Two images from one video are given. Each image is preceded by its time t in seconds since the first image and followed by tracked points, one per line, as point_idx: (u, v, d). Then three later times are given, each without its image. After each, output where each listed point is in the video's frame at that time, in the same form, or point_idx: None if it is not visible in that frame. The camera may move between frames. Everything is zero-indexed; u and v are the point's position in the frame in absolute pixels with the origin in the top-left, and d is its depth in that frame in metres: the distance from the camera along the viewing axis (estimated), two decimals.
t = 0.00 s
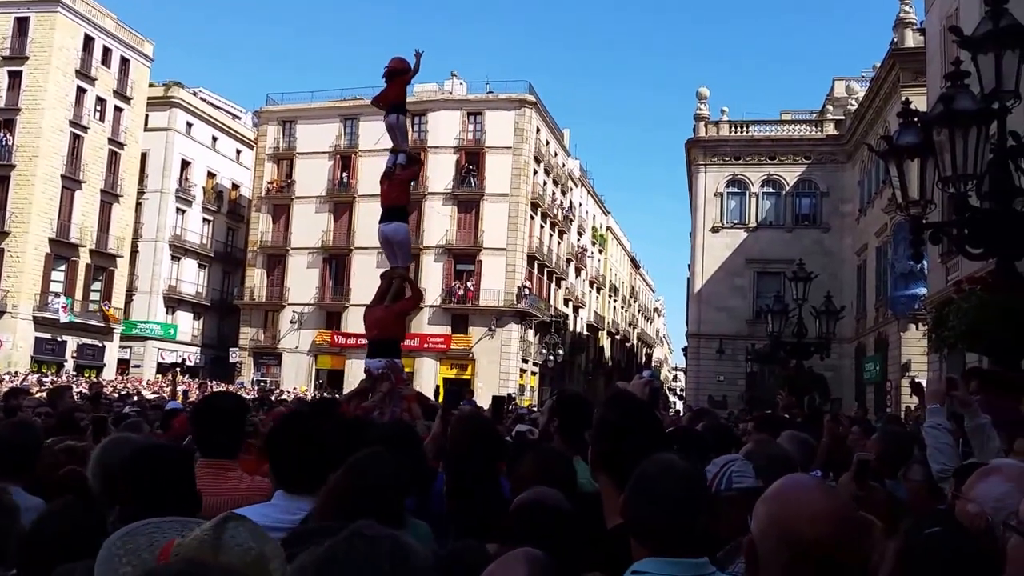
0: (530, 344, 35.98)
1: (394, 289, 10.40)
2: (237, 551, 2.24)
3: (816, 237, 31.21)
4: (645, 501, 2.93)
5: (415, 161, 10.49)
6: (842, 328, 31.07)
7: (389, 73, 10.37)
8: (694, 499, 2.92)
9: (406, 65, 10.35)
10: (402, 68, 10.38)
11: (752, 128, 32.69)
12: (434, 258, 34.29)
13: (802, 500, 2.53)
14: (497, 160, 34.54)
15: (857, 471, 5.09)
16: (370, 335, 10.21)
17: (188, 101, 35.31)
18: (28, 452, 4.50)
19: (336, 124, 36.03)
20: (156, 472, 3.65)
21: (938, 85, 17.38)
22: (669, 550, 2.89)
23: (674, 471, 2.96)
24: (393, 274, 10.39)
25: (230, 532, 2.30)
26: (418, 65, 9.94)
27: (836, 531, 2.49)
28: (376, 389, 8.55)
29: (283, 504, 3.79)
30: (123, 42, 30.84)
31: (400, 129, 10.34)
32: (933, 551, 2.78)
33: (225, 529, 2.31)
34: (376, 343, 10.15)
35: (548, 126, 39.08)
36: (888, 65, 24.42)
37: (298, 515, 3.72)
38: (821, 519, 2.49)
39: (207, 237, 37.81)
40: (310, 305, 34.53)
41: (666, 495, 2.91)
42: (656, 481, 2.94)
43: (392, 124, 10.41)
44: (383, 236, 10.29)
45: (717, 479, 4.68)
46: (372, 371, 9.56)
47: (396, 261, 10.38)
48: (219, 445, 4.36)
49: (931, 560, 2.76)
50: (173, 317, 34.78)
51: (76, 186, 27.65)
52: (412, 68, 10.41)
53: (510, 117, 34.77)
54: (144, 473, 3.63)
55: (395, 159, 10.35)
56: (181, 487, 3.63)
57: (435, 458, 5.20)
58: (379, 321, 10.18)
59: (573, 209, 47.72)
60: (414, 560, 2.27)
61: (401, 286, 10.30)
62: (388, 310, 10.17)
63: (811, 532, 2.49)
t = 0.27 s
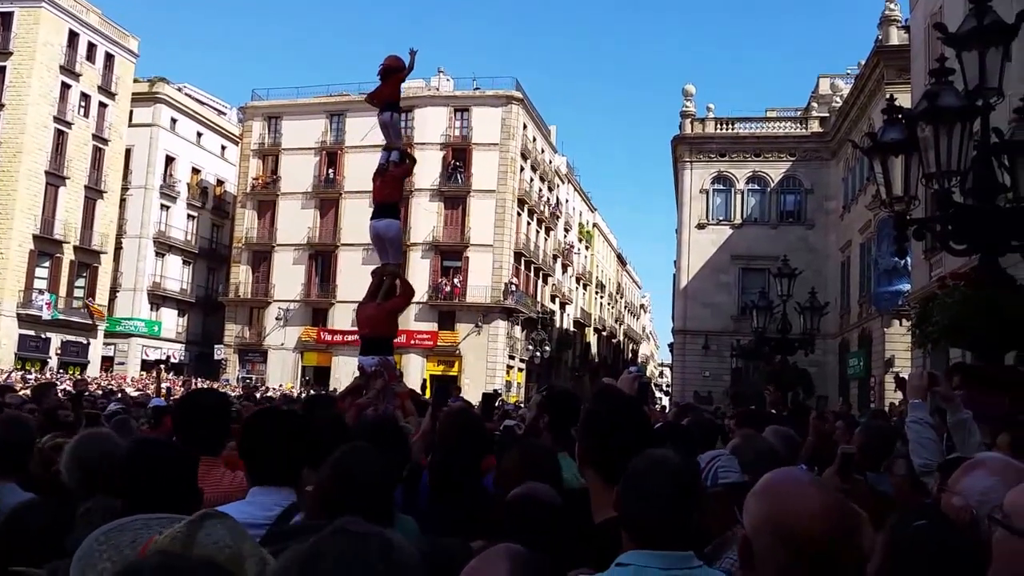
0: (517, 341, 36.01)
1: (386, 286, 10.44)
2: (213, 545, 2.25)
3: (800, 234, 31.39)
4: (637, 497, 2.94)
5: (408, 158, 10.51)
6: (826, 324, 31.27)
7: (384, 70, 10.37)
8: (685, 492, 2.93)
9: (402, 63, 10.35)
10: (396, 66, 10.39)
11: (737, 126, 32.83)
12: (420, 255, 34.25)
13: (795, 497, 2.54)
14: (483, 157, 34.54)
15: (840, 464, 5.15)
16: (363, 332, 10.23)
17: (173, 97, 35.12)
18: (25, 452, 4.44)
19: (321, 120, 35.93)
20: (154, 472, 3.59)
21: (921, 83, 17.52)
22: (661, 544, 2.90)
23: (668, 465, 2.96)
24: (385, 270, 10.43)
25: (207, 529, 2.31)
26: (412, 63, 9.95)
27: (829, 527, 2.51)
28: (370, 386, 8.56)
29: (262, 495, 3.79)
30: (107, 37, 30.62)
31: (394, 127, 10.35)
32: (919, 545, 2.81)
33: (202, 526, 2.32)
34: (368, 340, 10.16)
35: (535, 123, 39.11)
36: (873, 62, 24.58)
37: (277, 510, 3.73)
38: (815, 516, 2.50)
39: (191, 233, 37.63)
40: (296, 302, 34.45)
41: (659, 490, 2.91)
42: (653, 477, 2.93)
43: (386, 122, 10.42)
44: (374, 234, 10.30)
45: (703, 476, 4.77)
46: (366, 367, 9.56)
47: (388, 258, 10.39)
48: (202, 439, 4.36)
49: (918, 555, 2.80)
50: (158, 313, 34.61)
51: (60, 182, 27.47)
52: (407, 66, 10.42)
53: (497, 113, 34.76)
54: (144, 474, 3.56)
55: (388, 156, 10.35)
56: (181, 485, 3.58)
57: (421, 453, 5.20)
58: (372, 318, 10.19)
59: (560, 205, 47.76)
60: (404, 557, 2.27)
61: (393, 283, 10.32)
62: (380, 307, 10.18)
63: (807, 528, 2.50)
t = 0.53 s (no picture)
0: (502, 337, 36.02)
1: (377, 284, 10.42)
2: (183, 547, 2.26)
3: (783, 231, 31.55)
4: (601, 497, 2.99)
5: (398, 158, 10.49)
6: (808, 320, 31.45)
7: (375, 70, 10.34)
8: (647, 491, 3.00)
9: (393, 63, 10.32)
10: (388, 66, 10.37)
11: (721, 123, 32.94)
12: (406, 251, 34.23)
13: (781, 490, 2.57)
14: (469, 153, 34.51)
15: (823, 459, 5.19)
16: (355, 330, 10.22)
17: (155, 92, 34.89)
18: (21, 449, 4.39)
19: (306, 116, 35.77)
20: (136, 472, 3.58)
21: (903, 80, 17.65)
22: (632, 536, 2.96)
23: (622, 470, 3.02)
24: (375, 269, 10.41)
25: (179, 530, 2.33)
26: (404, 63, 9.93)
27: (816, 525, 2.52)
28: (362, 383, 8.56)
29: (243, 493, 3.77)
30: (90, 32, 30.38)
31: (384, 126, 10.33)
32: (902, 541, 2.83)
33: (175, 526, 2.33)
34: (358, 338, 10.16)
35: (520, 120, 39.09)
36: (856, 60, 24.73)
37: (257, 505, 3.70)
38: (806, 513, 2.52)
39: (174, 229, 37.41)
40: (280, 299, 34.33)
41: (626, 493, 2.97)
42: (608, 479, 3.01)
43: (376, 121, 10.40)
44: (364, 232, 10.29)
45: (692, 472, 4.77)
46: (356, 365, 9.55)
47: (379, 257, 10.40)
48: (185, 435, 4.34)
49: (900, 550, 2.82)
50: (141, 310, 34.39)
51: (42, 178, 27.23)
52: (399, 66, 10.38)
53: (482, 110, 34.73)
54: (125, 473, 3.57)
55: (379, 156, 10.32)
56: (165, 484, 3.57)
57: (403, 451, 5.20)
58: (362, 316, 10.18)
59: (545, 202, 47.79)
60: (382, 558, 2.26)
61: (384, 281, 10.32)
62: (370, 305, 10.17)
63: (794, 523, 2.51)
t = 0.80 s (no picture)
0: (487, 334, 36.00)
1: (369, 282, 10.42)
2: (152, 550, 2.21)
3: (766, 228, 31.70)
4: (580, 496, 3.00)
5: (388, 156, 10.44)
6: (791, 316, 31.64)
7: (366, 68, 10.30)
8: (621, 488, 3.02)
9: (383, 62, 10.27)
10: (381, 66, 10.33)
11: (705, 120, 33.06)
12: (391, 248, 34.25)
13: (758, 486, 2.58)
14: (454, 150, 34.46)
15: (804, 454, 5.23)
16: (346, 328, 10.20)
17: (138, 88, 34.61)
18: None
19: (290, 112, 35.61)
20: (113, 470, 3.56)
21: (885, 78, 17.76)
22: (609, 535, 3.00)
23: (597, 466, 3.03)
24: (368, 267, 10.41)
25: (151, 530, 2.30)
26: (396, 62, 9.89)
27: (792, 521, 2.54)
28: (352, 381, 8.56)
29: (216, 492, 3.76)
30: (72, 27, 30.09)
31: (374, 125, 10.30)
32: (884, 536, 2.83)
33: (146, 528, 2.29)
34: (350, 336, 10.14)
35: (505, 116, 39.06)
36: (838, 58, 24.86)
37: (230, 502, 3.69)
38: (782, 507, 2.53)
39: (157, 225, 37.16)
40: (264, 296, 34.19)
41: (601, 492, 2.99)
42: (587, 478, 3.01)
43: (366, 119, 10.36)
44: (355, 231, 10.28)
45: (679, 468, 4.80)
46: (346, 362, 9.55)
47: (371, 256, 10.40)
48: (163, 432, 4.31)
49: (881, 545, 2.82)
50: (122, 307, 34.15)
51: (23, 174, 26.95)
52: (389, 64, 10.33)
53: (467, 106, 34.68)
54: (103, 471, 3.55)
55: (368, 155, 10.27)
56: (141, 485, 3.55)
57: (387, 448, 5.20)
58: (354, 314, 10.17)
59: (530, 198, 47.79)
60: (364, 559, 2.25)
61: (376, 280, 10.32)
62: (361, 304, 10.15)
63: (770, 518, 2.53)
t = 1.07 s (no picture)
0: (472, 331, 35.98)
1: (360, 280, 10.42)
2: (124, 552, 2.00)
3: (749, 225, 31.85)
4: (564, 491, 3.02)
5: (377, 154, 10.41)
6: (774, 313, 31.81)
7: (355, 67, 10.27)
8: (609, 483, 3.03)
9: (372, 60, 10.24)
10: (369, 64, 10.31)
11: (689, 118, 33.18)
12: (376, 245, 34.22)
13: (725, 480, 2.62)
14: (438, 146, 34.42)
15: (784, 448, 5.24)
16: (338, 326, 10.17)
17: (120, 84, 34.35)
18: None
19: (273, 108, 35.46)
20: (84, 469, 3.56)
21: (867, 76, 17.88)
22: (587, 533, 3.01)
23: (583, 463, 3.05)
24: (358, 265, 10.40)
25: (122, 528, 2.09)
26: (385, 61, 9.86)
27: (760, 518, 2.56)
28: (345, 377, 8.55)
29: (191, 492, 3.79)
30: (53, 22, 29.80)
31: (363, 124, 10.27)
32: (858, 531, 2.85)
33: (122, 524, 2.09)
34: (341, 333, 10.12)
35: (490, 113, 39.03)
36: (821, 56, 24.98)
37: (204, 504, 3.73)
38: (743, 500, 2.56)
39: (139, 222, 36.91)
40: (247, 293, 34.05)
41: (594, 489, 3.00)
42: (572, 472, 3.04)
43: (354, 118, 10.33)
44: (345, 229, 10.24)
45: (662, 464, 4.82)
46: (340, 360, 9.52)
47: (360, 254, 10.40)
48: (141, 432, 4.29)
49: (856, 539, 2.84)
50: (104, 304, 33.89)
51: (3, 170, 26.67)
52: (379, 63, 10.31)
53: (451, 103, 34.61)
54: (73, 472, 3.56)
55: (358, 154, 10.24)
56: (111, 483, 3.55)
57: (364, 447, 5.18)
58: (346, 311, 10.16)
59: (515, 195, 47.79)
60: (352, 556, 2.27)
61: (367, 277, 10.31)
62: (353, 301, 10.13)
63: (735, 513, 2.56)
